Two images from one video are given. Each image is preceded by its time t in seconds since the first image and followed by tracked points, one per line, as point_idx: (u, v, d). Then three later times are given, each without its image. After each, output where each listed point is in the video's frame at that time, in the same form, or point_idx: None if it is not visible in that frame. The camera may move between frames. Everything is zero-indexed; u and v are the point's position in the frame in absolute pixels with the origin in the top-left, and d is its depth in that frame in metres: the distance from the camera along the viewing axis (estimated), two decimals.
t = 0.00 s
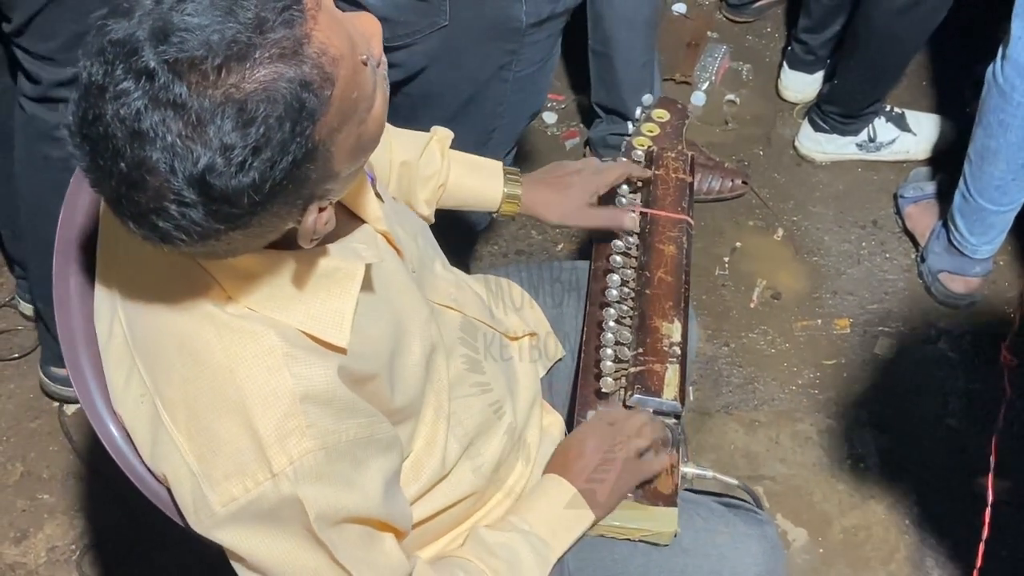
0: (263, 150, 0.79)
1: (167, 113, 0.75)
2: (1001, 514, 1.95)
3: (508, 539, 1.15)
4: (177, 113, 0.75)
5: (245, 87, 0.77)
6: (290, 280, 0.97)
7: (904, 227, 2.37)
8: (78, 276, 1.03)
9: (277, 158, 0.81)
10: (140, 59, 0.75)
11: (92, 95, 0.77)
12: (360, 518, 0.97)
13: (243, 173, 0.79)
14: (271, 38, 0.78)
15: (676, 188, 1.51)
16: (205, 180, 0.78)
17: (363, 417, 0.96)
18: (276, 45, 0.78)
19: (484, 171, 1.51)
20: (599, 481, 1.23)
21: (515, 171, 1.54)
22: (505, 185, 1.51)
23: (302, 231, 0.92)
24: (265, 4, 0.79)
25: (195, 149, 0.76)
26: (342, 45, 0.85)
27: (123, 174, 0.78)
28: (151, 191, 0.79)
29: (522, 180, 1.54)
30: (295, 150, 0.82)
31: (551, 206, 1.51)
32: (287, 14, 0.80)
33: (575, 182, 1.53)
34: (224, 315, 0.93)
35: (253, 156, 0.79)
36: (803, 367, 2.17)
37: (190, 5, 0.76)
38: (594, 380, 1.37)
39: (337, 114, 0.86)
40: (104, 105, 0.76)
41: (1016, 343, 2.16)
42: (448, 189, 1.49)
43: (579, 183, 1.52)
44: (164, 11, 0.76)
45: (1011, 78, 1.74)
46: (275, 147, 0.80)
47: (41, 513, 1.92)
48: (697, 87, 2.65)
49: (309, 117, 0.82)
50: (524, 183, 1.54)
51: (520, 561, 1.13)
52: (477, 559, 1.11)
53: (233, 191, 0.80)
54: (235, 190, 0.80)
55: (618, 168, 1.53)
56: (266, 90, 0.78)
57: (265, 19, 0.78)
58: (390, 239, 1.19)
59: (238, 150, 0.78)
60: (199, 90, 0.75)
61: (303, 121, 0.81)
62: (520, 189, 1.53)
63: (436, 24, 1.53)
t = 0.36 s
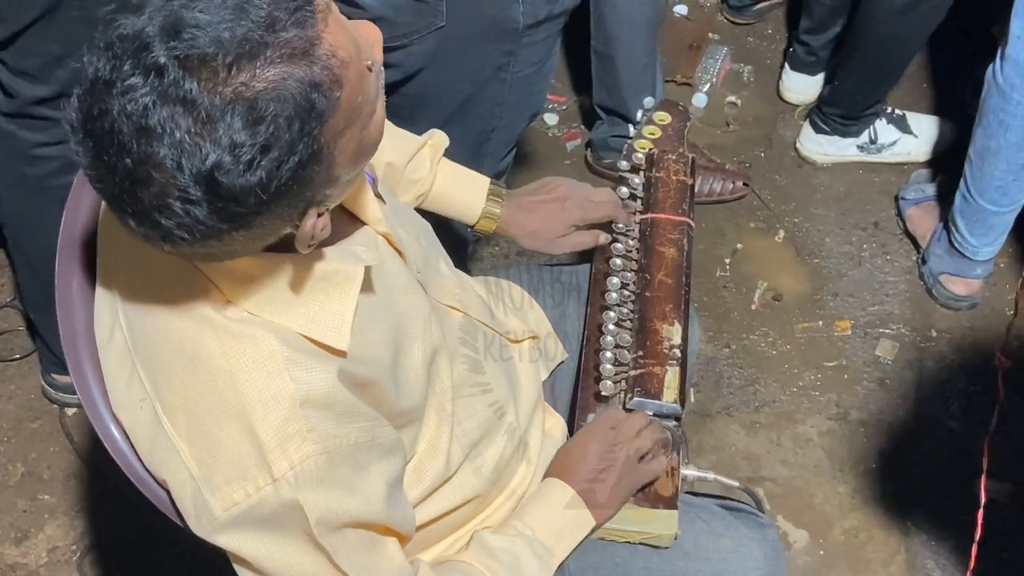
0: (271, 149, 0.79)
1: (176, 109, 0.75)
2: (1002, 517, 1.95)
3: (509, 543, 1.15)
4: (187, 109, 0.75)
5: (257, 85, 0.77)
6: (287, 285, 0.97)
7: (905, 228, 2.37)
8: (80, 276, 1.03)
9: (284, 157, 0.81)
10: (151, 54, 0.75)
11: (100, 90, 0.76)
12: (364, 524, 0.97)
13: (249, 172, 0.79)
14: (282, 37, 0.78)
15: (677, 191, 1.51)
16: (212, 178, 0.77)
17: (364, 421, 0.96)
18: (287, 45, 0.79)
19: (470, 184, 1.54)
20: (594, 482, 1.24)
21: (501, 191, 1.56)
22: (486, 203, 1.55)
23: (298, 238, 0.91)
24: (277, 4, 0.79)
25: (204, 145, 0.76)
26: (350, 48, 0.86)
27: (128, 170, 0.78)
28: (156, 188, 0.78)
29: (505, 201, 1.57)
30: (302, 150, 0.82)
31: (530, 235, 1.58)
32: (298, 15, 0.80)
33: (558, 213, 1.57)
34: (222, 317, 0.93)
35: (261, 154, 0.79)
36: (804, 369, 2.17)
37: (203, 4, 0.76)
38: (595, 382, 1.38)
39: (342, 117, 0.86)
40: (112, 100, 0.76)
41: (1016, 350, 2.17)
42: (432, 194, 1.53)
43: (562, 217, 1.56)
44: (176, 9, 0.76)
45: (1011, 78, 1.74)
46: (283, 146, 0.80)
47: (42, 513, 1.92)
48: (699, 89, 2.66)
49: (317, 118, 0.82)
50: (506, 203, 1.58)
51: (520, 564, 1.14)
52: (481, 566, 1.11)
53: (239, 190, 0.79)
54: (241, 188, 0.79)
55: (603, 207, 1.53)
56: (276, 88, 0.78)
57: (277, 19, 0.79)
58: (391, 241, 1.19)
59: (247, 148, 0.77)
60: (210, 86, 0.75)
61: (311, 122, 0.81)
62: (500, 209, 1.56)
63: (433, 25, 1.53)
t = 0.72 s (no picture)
0: (261, 138, 0.79)
1: (165, 100, 0.75)
2: (1002, 519, 1.95)
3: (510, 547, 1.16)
4: (175, 100, 0.75)
5: (245, 74, 0.77)
6: (282, 275, 0.97)
7: (906, 230, 2.37)
8: (77, 276, 1.03)
9: (275, 147, 0.80)
10: (139, 45, 0.75)
11: (90, 82, 0.76)
12: (358, 525, 0.97)
13: (240, 162, 0.79)
14: (271, 26, 0.78)
15: (679, 194, 1.50)
16: (202, 168, 0.77)
17: (360, 423, 0.96)
18: (275, 34, 0.79)
19: (463, 177, 1.54)
20: (592, 484, 1.24)
21: (495, 184, 1.57)
22: (481, 196, 1.55)
23: (294, 230, 0.91)
24: None
25: (193, 136, 0.76)
26: (341, 38, 0.85)
27: (118, 162, 0.78)
28: (147, 180, 0.78)
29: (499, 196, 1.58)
30: (293, 140, 0.82)
31: (527, 230, 1.61)
32: (287, 5, 0.80)
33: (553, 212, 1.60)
34: (220, 314, 0.93)
35: (251, 144, 0.78)
36: (806, 370, 2.17)
37: None
38: (598, 382, 1.37)
39: (334, 108, 0.86)
40: (101, 92, 0.76)
41: (1017, 352, 2.16)
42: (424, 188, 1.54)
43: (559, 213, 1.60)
44: None
45: (1013, 78, 1.73)
46: (273, 135, 0.80)
47: (42, 514, 1.92)
48: (700, 90, 2.66)
49: (307, 108, 0.82)
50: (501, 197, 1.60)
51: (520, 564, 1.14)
52: (479, 569, 1.11)
53: (230, 180, 0.79)
54: (232, 179, 0.79)
55: (603, 197, 1.58)
56: (266, 78, 0.78)
57: (265, 8, 0.79)
58: (389, 241, 1.18)
59: (237, 138, 0.77)
60: (198, 77, 0.75)
61: (301, 111, 0.81)
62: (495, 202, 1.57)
63: (427, 24, 1.53)
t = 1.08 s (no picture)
0: (253, 129, 0.78)
1: (155, 96, 0.75)
2: (1001, 520, 1.95)
3: (516, 542, 1.16)
4: (165, 96, 0.75)
5: (233, 66, 0.76)
6: (287, 273, 0.97)
7: (906, 231, 2.37)
8: (81, 279, 1.02)
9: (268, 138, 0.80)
10: (127, 43, 0.75)
11: (83, 85, 0.77)
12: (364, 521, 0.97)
13: (232, 155, 0.78)
14: (256, 17, 0.78)
15: (682, 195, 1.51)
16: (196, 163, 0.77)
17: (365, 421, 0.96)
18: (262, 25, 0.78)
19: (479, 194, 1.50)
20: (600, 481, 1.24)
21: (511, 202, 1.53)
22: (497, 212, 1.51)
23: (297, 229, 0.91)
24: None
25: (185, 131, 0.76)
26: (331, 27, 0.84)
27: (114, 162, 0.78)
28: (143, 178, 0.78)
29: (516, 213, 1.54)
30: (287, 130, 0.81)
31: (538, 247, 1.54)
32: None
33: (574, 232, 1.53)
34: (223, 313, 0.93)
35: (243, 136, 0.78)
36: (806, 371, 2.17)
37: None
38: (601, 383, 1.37)
39: (328, 97, 0.85)
40: (94, 93, 0.76)
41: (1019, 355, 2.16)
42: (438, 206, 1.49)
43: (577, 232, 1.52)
44: None
45: (1015, 80, 1.74)
46: (264, 126, 0.79)
47: (44, 514, 1.92)
48: (700, 91, 2.66)
49: (299, 98, 0.81)
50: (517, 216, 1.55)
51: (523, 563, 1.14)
52: (483, 563, 1.11)
53: (225, 174, 0.79)
54: (227, 173, 0.79)
55: (621, 228, 1.47)
56: (254, 69, 0.77)
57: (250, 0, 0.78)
58: (390, 242, 1.18)
59: (228, 130, 0.77)
60: (186, 71, 0.75)
61: (293, 101, 0.80)
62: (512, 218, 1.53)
63: (424, 25, 1.54)
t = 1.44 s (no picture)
0: (248, 132, 0.78)
1: (151, 98, 0.74)
2: (1002, 521, 1.95)
3: (515, 546, 1.15)
4: (161, 98, 0.74)
5: (229, 69, 0.76)
6: (283, 278, 0.97)
7: (907, 233, 2.38)
8: (83, 281, 1.02)
9: (263, 142, 0.79)
10: (124, 45, 0.74)
11: (80, 86, 0.76)
12: (363, 525, 0.98)
13: (228, 158, 0.78)
14: (254, 21, 0.78)
15: (684, 196, 1.54)
16: (191, 166, 0.76)
17: (365, 426, 0.97)
18: (258, 29, 0.78)
19: (485, 195, 1.49)
20: (594, 482, 1.24)
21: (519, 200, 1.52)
22: (504, 212, 1.51)
23: (295, 233, 0.91)
24: None
25: (180, 134, 0.75)
26: (328, 31, 0.84)
27: (109, 164, 0.77)
28: (138, 180, 0.77)
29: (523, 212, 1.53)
30: (283, 134, 0.81)
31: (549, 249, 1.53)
32: None
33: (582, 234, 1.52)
34: (224, 316, 0.93)
35: (238, 138, 0.77)
36: (808, 372, 2.17)
37: None
38: (605, 382, 1.38)
39: (324, 102, 0.85)
40: (90, 95, 0.75)
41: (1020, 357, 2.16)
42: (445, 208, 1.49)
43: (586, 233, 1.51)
44: None
45: (1016, 82, 1.75)
46: (260, 130, 0.78)
47: (45, 515, 1.92)
48: (701, 93, 2.67)
49: (295, 102, 0.81)
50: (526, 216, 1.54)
51: (525, 563, 1.14)
52: (482, 565, 1.12)
53: (220, 177, 0.78)
54: (222, 175, 0.78)
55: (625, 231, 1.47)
56: (251, 73, 0.77)
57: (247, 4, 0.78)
58: (396, 245, 1.19)
59: (223, 133, 0.76)
60: (183, 73, 0.74)
61: (288, 105, 0.80)
62: (519, 217, 1.52)
63: (422, 25, 1.54)
